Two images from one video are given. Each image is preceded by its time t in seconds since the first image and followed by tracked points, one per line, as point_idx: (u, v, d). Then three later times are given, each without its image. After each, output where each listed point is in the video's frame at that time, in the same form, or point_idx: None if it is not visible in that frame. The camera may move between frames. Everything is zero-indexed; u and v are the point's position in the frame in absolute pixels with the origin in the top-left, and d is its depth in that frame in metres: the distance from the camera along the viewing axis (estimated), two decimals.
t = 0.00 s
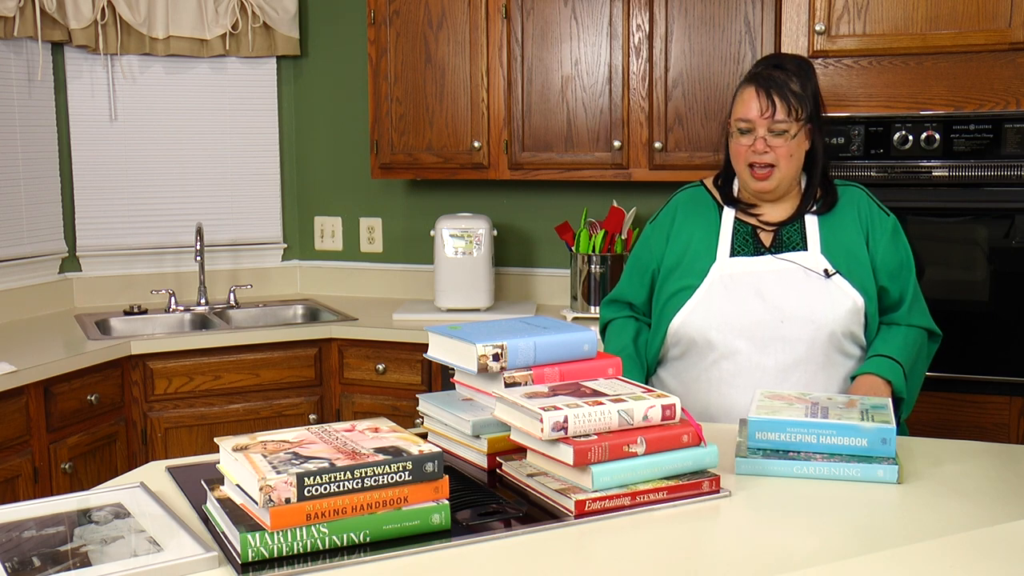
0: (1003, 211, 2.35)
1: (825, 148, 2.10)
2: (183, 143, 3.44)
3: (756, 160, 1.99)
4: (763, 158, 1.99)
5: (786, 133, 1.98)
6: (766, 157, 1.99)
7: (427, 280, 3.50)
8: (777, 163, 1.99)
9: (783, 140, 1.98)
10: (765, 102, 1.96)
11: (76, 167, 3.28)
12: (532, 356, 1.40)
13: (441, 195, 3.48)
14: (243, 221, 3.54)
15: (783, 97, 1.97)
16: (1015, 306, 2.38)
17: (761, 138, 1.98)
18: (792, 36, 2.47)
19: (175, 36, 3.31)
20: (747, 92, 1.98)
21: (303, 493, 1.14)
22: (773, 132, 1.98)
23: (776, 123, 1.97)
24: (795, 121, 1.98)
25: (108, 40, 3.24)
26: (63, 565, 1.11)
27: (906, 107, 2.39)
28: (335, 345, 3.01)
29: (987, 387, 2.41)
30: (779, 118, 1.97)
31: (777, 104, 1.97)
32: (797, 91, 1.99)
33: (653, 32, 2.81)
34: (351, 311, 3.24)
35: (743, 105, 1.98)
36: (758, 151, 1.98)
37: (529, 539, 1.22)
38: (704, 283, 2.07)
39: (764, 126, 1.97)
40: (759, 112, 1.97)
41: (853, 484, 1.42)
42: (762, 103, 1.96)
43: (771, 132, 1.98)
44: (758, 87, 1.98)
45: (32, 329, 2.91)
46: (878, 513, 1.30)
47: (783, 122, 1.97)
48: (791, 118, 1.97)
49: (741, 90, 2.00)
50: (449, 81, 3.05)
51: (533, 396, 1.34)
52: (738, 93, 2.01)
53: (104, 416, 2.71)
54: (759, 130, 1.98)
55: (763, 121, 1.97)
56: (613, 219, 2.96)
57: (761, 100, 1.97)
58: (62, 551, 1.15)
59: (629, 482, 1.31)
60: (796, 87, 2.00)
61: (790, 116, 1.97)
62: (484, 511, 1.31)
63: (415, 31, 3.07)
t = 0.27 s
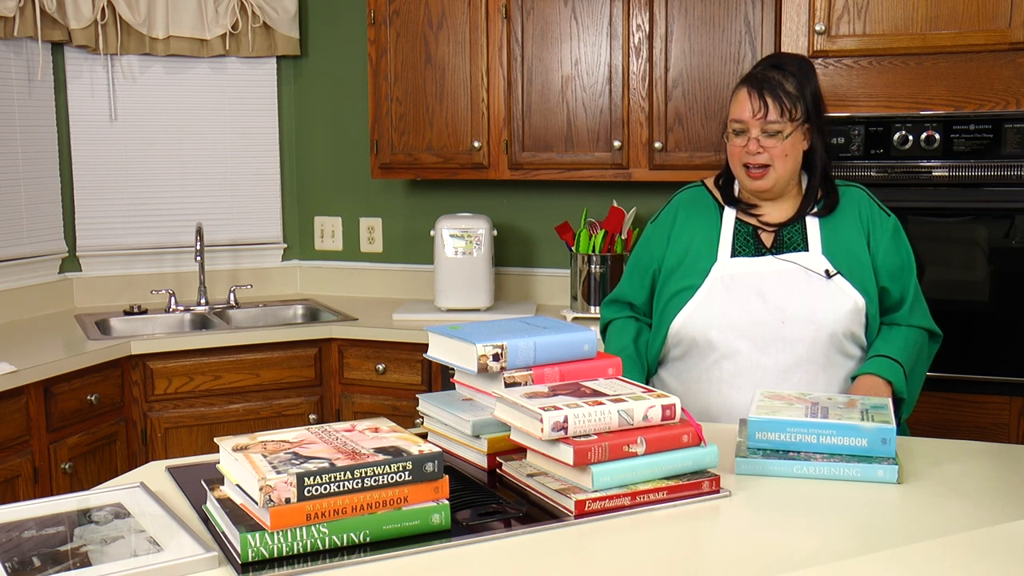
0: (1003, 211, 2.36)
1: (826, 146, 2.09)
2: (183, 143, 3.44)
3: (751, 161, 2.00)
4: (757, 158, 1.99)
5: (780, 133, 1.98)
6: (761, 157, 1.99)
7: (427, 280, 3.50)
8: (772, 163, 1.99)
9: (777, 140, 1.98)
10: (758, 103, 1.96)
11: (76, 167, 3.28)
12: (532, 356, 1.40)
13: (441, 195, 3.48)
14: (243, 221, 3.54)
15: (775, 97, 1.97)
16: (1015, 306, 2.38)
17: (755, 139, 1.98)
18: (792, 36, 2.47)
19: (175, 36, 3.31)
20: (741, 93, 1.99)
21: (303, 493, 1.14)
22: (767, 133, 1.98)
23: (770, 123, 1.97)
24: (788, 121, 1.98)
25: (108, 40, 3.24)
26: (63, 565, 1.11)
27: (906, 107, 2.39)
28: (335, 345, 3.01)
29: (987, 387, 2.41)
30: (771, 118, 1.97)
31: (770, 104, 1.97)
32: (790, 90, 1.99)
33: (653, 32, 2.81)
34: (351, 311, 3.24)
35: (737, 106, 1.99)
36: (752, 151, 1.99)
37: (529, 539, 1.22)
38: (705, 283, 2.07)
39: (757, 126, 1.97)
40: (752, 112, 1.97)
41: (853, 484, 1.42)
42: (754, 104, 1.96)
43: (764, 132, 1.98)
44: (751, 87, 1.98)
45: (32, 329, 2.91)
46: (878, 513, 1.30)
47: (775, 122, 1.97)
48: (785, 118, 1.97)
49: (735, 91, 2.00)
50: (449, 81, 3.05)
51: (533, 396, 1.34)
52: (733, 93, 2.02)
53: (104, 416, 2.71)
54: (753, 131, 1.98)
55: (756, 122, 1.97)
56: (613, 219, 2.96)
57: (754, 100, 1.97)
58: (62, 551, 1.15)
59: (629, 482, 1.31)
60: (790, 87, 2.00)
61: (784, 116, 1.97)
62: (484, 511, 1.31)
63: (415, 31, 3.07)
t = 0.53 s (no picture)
0: (1003, 211, 2.36)
1: (825, 146, 2.09)
2: (183, 143, 3.44)
3: (750, 161, 2.00)
4: (757, 159, 1.99)
5: (780, 133, 1.98)
6: (760, 158, 1.99)
7: (427, 281, 3.50)
8: (771, 163, 1.99)
9: (776, 140, 1.98)
10: (756, 103, 1.96)
11: (76, 167, 3.28)
12: (532, 356, 1.40)
13: (441, 195, 3.48)
14: (243, 221, 3.54)
15: (775, 97, 1.97)
16: (1015, 306, 2.38)
17: (754, 139, 1.98)
18: (792, 36, 2.47)
19: (175, 36, 3.31)
20: (740, 93, 1.99)
21: (303, 493, 1.14)
22: (766, 133, 1.98)
23: (769, 123, 1.97)
24: (787, 121, 1.98)
25: (108, 40, 3.24)
26: (63, 565, 1.11)
27: (906, 107, 2.39)
28: (335, 345, 3.01)
29: (987, 387, 2.41)
30: (771, 118, 1.97)
31: (769, 104, 1.97)
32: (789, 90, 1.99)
33: (653, 32, 2.81)
34: (351, 311, 3.24)
35: (736, 106, 1.99)
36: (751, 152, 1.99)
37: (529, 539, 1.22)
38: (705, 283, 2.07)
39: (756, 126, 1.97)
40: (751, 113, 1.97)
41: (853, 484, 1.42)
42: (753, 104, 1.96)
43: (764, 132, 1.98)
44: (750, 87, 1.98)
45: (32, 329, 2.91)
46: (878, 513, 1.30)
47: (775, 122, 1.97)
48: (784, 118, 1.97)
49: (734, 91, 2.00)
50: (449, 81, 3.05)
51: (533, 396, 1.34)
52: (733, 93, 2.01)
53: (104, 416, 2.71)
54: (752, 131, 1.98)
55: (755, 122, 1.97)
56: (613, 219, 2.96)
57: (754, 100, 1.97)
58: (62, 551, 1.15)
59: (629, 482, 1.31)
60: (789, 87, 2.00)
61: (783, 116, 1.97)
62: (484, 511, 1.31)
63: (415, 31, 3.07)
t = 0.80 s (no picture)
0: (1003, 211, 2.36)
1: (825, 146, 2.09)
2: (183, 143, 3.44)
3: (751, 161, 2.00)
4: (757, 159, 1.99)
5: (780, 133, 1.98)
6: (760, 158, 1.99)
7: (427, 280, 3.50)
8: (771, 164, 1.99)
9: (777, 140, 1.98)
10: (757, 103, 1.96)
11: (76, 167, 3.28)
12: (532, 356, 1.40)
13: (441, 195, 3.48)
14: (243, 221, 3.54)
15: (774, 97, 1.97)
16: (1015, 306, 2.38)
17: (754, 140, 1.98)
18: (792, 36, 2.47)
19: (175, 36, 3.31)
20: (740, 92, 1.99)
21: (303, 493, 1.14)
22: (766, 133, 1.98)
23: (769, 123, 1.97)
24: (787, 121, 1.98)
25: (108, 40, 3.23)
26: (63, 565, 1.11)
27: (906, 107, 2.39)
28: (335, 345, 3.01)
29: (987, 387, 2.41)
30: (771, 119, 1.97)
31: (770, 105, 1.97)
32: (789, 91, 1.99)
33: (653, 32, 2.81)
34: (352, 311, 3.24)
35: (736, 106, 1.99)
36: (751, 152, 1.99)
37: (529, 539, 1.22)
38: (705, 284, 2.07)
39: (757, 127, 1.97)
40: (751, 113, 1.97)
41: (853, 484, 1.41)
42: (753, 104, 1.97)
43: (764, 132, 1.98)
44: (750, 88, 1.98)
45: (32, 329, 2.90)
46: (878, 513, 1.30)
47: (775, 122, 1.97)
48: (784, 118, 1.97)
49: (734, 91, 2.00)
50: (449, 81, 3.05)
51: (533, 396, 1.34)
52: (733, 93, 2.02)
53: (104, 416, 2.71)
54: (752, 131, 1.98)
55: (755, 122, 1.97)
56: (613, 219, 2.96)
57: (754, 101, 1.97)
58: (62, 551, 1.15)
59: (629, 482, 1.31)
60: (789, 87, 2.00)
61: (783, 116, 1.97)
62: (484, 511, 1.31)
63: (415, 31, 3.07)
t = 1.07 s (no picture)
0: (1003, 211, 2.36)
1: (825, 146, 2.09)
2: (183, 143, 3.44)
3: (753, 161, 1.99)
4: (759, 159, 1.98)
5: (782, 133, 1.98)
6: (763, 158, 1.98)
7: (427, 280, 3.50)
8: (773, 164, 1.99)
9: (778, 140, 1.98)
10: (759, 103, 1.96)
11: (76, 167, 3.28)
12: (532, 356, 1.40)
13: (441, 195, 3.48)
14: (243, 221, 3.54)
15: (776, 97, 1.97)
16: (1015, 306, 2.38)
17: (757, 140, 1.98)
18: (792, 35, 2.47)
19: (175, 36, 3.31)
20: (742, 93, 1.99)
21: (303, 493, 1.14)
22: (768, 133, 1.97)
23: (771, 123, 1.97)
24: (789, 121, 1.98)
25: (108, 40, 3.23)
26: (63, 565, 1.11)
27: (906, 107, 2.39)
28: (335, 345, 3.01)
29: (987, 386, 2.41)
30: (773, 118, 1.97)
31: (771, 105, 1.97)
32: (791, 91, 1.99)
33: (653, 32, 2.81)
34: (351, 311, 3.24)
35: (737, 106, 1.99)
36: (754, 152, 1.98)
37: (529, 539, 1.22)
38: (706, 285, 2.07)
39: (759, 126, 1.97)
40: (753, 113, 1.97)
41: (853, 484, 1.41)
42: (756, 104, 1.96)
43: (766, 132, 1.97)
44: (752, 88, 1.97)
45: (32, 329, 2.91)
46: (878, 513, 1.30)
47: (777, 122, 1.97)
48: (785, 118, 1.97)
49: (735, 91, 2.00)
50: (448, 81, 3.05)
51: (533, 396, 1.34)
52: (734, 93, 2.01)
53: (104, 416, 2.71)
54: (755, 132, 1.98)
55: (757, 122, 1.97)
56: (613, 219, 2.96)
57: (756, 100, 1.96)
58: (62, 551, 1.15)
59: (629, 482, 1.31)
60: (791, 87, 2.00)
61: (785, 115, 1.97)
62: (484, 511, 1.31)
63: (415, 31, 3.07)
